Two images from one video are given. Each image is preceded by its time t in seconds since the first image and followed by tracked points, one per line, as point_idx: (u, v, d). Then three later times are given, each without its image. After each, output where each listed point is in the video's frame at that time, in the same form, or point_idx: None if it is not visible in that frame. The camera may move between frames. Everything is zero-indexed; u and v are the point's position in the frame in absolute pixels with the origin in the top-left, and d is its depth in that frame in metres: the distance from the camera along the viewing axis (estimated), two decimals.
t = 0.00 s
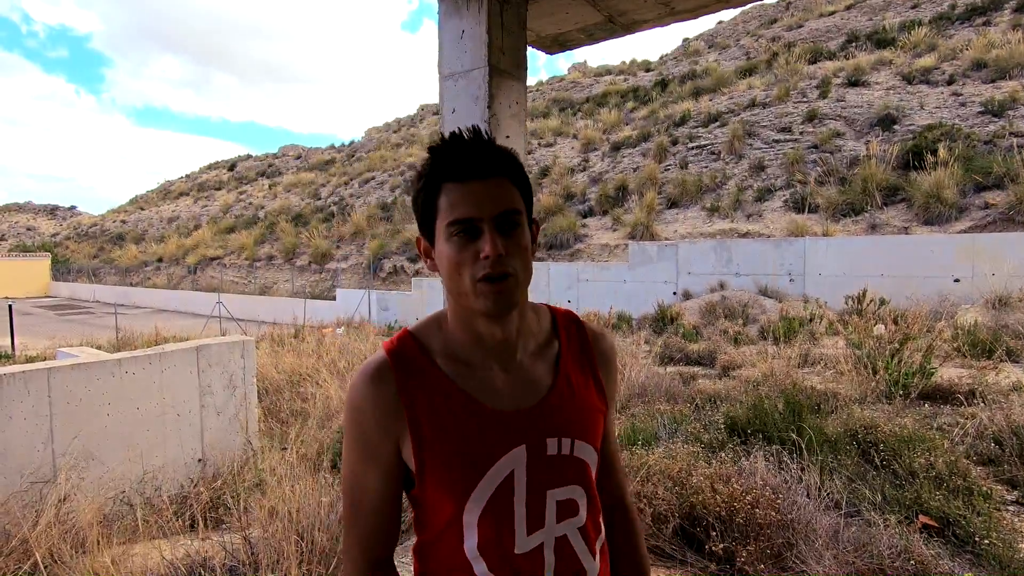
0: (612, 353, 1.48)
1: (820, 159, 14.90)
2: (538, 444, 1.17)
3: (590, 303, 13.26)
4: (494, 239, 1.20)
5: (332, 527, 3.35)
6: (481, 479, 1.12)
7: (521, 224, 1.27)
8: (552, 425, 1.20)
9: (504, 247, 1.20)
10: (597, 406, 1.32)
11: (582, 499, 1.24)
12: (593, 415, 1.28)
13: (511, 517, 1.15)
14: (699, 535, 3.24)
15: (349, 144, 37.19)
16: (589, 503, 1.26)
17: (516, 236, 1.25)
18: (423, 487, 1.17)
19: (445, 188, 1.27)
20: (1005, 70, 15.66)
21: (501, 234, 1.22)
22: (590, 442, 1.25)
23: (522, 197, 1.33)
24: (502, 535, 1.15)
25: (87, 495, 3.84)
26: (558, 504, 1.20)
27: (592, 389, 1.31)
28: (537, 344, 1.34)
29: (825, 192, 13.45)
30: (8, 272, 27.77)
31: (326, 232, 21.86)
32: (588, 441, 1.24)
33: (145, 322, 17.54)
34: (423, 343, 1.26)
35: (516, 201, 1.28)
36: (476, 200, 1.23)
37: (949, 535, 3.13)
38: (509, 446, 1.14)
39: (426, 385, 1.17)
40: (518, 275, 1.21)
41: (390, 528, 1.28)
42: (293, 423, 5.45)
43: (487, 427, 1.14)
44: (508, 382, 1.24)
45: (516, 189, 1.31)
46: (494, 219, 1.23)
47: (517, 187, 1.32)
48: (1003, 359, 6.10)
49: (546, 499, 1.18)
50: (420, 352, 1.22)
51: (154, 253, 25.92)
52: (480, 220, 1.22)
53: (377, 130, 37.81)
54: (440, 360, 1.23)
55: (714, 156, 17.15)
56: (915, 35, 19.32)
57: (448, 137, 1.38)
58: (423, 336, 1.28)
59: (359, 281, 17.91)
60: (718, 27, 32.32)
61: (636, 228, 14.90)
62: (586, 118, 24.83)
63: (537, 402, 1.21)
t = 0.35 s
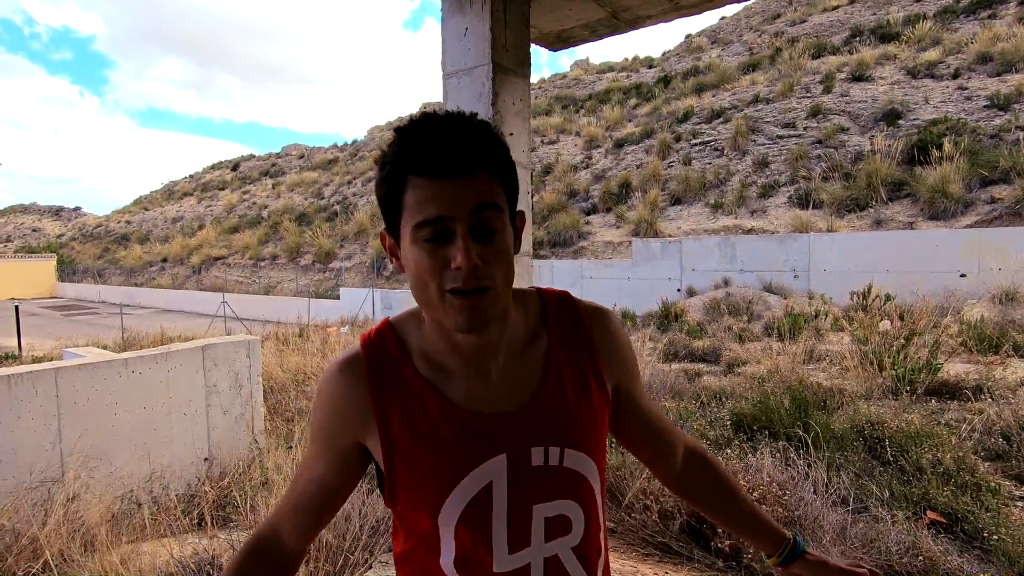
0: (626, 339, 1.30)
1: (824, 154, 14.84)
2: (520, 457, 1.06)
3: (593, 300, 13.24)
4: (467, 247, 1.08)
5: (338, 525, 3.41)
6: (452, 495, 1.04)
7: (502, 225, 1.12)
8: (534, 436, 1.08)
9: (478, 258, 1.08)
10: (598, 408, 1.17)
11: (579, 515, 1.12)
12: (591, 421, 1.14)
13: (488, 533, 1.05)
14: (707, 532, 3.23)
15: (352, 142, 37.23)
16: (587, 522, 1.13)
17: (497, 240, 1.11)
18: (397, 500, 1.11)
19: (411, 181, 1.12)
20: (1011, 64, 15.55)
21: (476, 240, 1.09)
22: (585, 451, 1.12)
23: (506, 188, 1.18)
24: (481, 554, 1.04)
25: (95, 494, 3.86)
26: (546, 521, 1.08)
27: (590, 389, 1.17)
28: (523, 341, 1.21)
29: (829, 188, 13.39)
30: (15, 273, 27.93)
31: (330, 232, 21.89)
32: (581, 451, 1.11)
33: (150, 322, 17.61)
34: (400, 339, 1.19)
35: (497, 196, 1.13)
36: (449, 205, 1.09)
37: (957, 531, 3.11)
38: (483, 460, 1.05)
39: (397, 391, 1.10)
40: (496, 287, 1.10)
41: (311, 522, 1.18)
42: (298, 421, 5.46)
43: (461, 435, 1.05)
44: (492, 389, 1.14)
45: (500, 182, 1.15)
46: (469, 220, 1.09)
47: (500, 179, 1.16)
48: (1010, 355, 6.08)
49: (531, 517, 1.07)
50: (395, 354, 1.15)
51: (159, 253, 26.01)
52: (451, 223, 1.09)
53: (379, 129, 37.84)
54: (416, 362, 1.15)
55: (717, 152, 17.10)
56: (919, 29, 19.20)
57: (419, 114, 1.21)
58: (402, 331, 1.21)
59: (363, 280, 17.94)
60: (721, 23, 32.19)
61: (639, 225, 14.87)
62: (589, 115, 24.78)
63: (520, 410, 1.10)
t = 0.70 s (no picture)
0: (628, 346, 1.18)
1: (828, 154, 14.81)
2: (479, 468, 1.05)
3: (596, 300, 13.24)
4: (454, 244, 1.06)
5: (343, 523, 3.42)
6: (408, 498, 1.08)
7: (497, 221, 1.09)
8: (491, 444, 1.06)
9: (464, 255, 1.06)
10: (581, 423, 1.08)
11: (548, 536, 1.06)
12: (559, 433, 1.07)
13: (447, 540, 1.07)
14: (710, 532, 3.23)
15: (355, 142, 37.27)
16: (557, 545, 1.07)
17: (490, 238, 1.09)
18: (371, 487, 1.18)
19: (407, 161, 1.10)
20: (1015, 63, 15.50)
21: (465, 235, 1.07)
22: (555, 468, 1.06)
23: (509, 183, 1.13)
24: (440, 555, 1.08)
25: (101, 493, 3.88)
26: (508, 540, 1.06)
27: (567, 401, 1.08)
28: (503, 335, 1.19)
29: (833, 187, 13.36)
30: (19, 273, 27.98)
31: (333, 231, 21.91)
32: (550, 467, 1.06)
33: (154, 322, 17.64)
34: (390, 327, 1.26)
35: (497, 192, 1.10)
36: (432, 184, 1.07)
37: (962, 532, 3.11)
38: (436, 469, 1.06)
39: (377, 381, 1.17)
40: (481, 285, 1.08)
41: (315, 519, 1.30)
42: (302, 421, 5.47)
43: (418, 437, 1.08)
44: (472, 387, 1.15)
45: (503, 177, 1.11)
46: (460, 214, 1.07)
47: (505, 173, 1.12)
48: (1014, 355, 6.07)
49: (490, 533, 1.06)
50: (383, 345, 1.21)
51: (163, 254, 26.05)
52: (442, 212, 1.07)
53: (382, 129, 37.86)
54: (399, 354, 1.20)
55: (720, 152, 17.08)
56: (923, 28, 19.14)
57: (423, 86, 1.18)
58: (396, 319, 1.27)
59: (366, 280, 17.95)
60: (723, 22, 32.12)
61: (642, 225, 14.86)
62: (591, 115, 24.77)
63: (482, 420, 1.08)
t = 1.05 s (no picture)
0: (741, 385, 0.91)
1: (828, 155, 14.83)
2: (526, 464, 0.96)
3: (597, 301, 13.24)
4: (463, 250, 1.01)
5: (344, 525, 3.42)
6: (460, 468, 1.05)
7: (499, 222, 0.98)
8: (543, 444, 0.94)
9: (472, 262, 1.00)
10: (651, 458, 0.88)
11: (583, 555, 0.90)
12: (614, 456, 0.89)
13: (487, 524, 1.00)
14: (711, 533, 3.24)
15: (355, 144, 37.32)
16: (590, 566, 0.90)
17: (501, 237, 0.98)
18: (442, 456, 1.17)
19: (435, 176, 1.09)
20: (1015, 64, 15.51)
21: (470, 244, 1.01)
22: (602, 494, 0.89)
23: (534, 175, 0.97)
24: (479, 540, 1.02)
25: (102, 494, 3.88)
26: (542, 543, 0.94)
27: (636, 428, 0.89)
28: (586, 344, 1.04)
29: (833, 188, 13.37)
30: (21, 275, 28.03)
31: (334, 233, 21.94)
32: (595, 488, 0.89)
33: (155, 324, 17.67)
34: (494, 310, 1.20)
35: (503, 192, 0.98)
36: (490, 194, 0.98)
37: (962, 533, 3.11)
38: (489, 448, 1.01)
39: (464, 353, 1.15)
40: (501, 283, 0.99)
41: (417, 450, 1.30)
42: (303, 422, 5.48)
43: (481, 412, 1.04)
44: (546, 384, 1.04)
45: (511, 175, 0.97)
46: (470, 219, 1.01)
47: (514, 167, 0.97)
48: (1015, 355, 6.07)
49: (527, 531, 0.95)
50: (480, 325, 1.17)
51: (164, 255, 26.10)
52: (455, 220, 1.03)
53: (383, 131, 37.91)
54: (492, 337, 1.15)
55: (720, 153, 17.09)
56: (923, 30, 19.14)
57: (510, 79, 1.05)
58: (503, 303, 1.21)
59: (367, 282, 17.99)
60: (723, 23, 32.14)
61: (642, 226, 14.87)
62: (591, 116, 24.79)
63: (536, 416, 0.97)
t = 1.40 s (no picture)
0: (774, 426, 0.77)
1: (818, 158, 14.96)
2: (561, 467, 1.04)
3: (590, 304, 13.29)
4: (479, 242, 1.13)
5: (334, 527, 3.43)
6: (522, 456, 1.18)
7: (503, 218, 1.07)
8: (571, 458, 1.00)
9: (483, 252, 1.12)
10: (655, 493, 0.85)
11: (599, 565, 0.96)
12: (622, 483, 0.89)
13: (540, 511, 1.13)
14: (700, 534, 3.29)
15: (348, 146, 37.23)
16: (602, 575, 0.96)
17: (504, 235, 1.07)
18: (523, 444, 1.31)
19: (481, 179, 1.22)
20: (1002, 69, 15.70)
21: (485, 236, 1.12)
22: (613, 521, 0.91)
23: (541, 176, 1.02)
24: (537, 521, 1.16)
25: (89, 498, 3.85)
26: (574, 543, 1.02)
27: (646, 461, 0.86)
28: (619, 353, 1.01)
29: (823, 191, 13.49)
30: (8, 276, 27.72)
31: (326, 235, 21.85)
32: (606, 512, 0.92)
33: (144, 326, 17.54)
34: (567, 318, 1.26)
35: (509, 193, 1.07)
36: (492, 198, 1.09)
37: (949, 532, 3.15)
38: (540, 444, 1.11)
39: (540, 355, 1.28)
40: (507, 277, 1.08)
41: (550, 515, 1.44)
42: (295, 425, 5.46)
43: (539, 410, 1.16)
44: (587, 388, 1.06)
45: (513, 177, 1.06)
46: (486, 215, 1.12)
47: (518, 169, 1.05)
48: (1001, 357, 6.14)
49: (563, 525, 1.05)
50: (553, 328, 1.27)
51: (154, 257, 25.92)
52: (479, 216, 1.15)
53: (375, 132, 37.85)
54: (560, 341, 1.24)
55: (712, 156, 17.19)
56: (911, 35, 19.34)
57: (540, 91, 1.10)
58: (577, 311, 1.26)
59: (359, 284, 17.95)
60: (715, 28, 32.35)
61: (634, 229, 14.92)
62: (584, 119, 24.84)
63: (570, 422, 1.03)
